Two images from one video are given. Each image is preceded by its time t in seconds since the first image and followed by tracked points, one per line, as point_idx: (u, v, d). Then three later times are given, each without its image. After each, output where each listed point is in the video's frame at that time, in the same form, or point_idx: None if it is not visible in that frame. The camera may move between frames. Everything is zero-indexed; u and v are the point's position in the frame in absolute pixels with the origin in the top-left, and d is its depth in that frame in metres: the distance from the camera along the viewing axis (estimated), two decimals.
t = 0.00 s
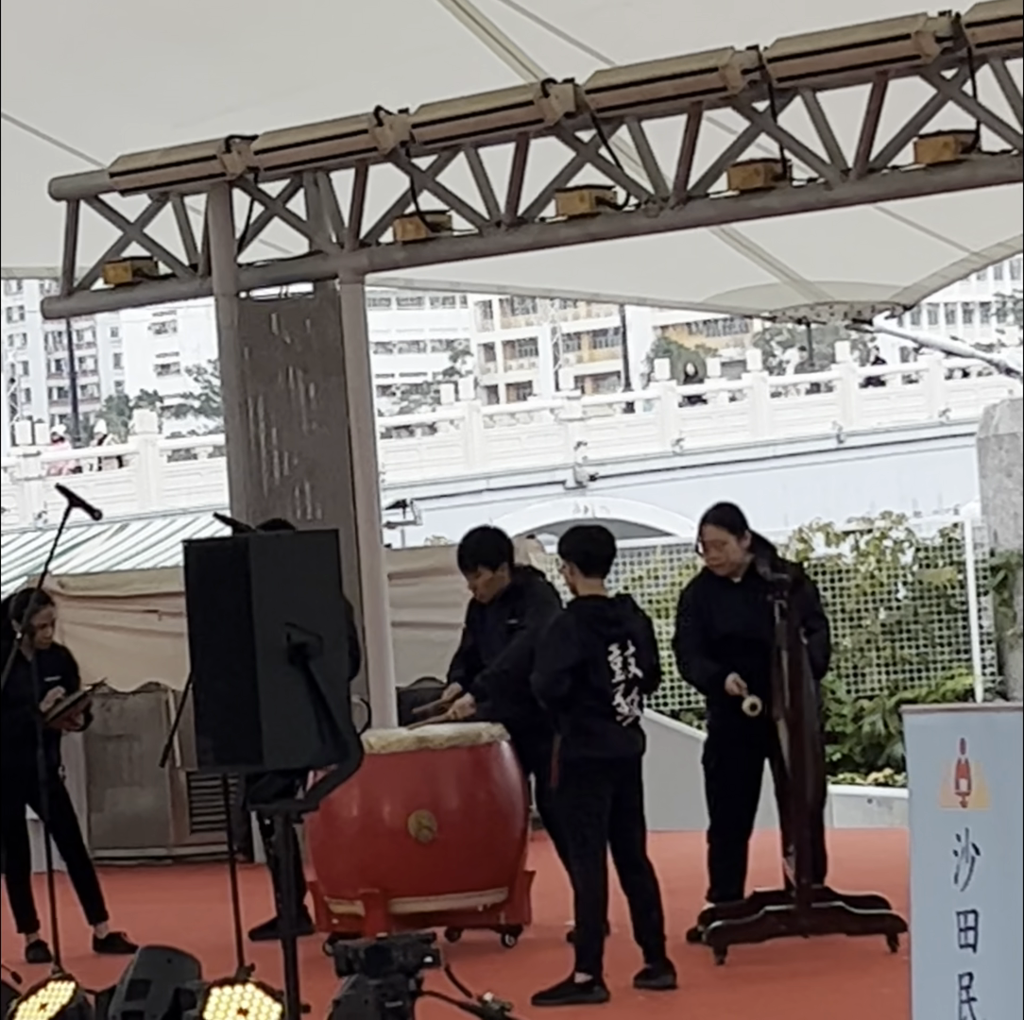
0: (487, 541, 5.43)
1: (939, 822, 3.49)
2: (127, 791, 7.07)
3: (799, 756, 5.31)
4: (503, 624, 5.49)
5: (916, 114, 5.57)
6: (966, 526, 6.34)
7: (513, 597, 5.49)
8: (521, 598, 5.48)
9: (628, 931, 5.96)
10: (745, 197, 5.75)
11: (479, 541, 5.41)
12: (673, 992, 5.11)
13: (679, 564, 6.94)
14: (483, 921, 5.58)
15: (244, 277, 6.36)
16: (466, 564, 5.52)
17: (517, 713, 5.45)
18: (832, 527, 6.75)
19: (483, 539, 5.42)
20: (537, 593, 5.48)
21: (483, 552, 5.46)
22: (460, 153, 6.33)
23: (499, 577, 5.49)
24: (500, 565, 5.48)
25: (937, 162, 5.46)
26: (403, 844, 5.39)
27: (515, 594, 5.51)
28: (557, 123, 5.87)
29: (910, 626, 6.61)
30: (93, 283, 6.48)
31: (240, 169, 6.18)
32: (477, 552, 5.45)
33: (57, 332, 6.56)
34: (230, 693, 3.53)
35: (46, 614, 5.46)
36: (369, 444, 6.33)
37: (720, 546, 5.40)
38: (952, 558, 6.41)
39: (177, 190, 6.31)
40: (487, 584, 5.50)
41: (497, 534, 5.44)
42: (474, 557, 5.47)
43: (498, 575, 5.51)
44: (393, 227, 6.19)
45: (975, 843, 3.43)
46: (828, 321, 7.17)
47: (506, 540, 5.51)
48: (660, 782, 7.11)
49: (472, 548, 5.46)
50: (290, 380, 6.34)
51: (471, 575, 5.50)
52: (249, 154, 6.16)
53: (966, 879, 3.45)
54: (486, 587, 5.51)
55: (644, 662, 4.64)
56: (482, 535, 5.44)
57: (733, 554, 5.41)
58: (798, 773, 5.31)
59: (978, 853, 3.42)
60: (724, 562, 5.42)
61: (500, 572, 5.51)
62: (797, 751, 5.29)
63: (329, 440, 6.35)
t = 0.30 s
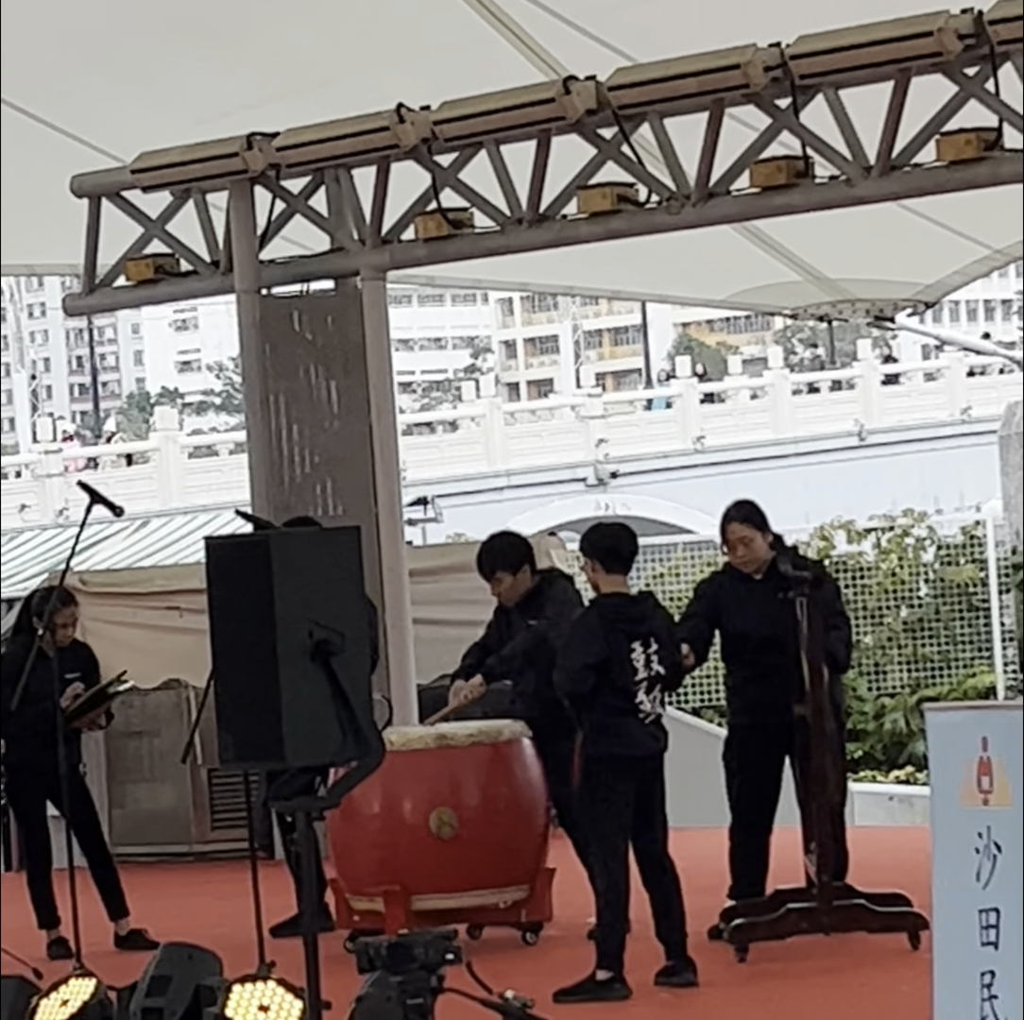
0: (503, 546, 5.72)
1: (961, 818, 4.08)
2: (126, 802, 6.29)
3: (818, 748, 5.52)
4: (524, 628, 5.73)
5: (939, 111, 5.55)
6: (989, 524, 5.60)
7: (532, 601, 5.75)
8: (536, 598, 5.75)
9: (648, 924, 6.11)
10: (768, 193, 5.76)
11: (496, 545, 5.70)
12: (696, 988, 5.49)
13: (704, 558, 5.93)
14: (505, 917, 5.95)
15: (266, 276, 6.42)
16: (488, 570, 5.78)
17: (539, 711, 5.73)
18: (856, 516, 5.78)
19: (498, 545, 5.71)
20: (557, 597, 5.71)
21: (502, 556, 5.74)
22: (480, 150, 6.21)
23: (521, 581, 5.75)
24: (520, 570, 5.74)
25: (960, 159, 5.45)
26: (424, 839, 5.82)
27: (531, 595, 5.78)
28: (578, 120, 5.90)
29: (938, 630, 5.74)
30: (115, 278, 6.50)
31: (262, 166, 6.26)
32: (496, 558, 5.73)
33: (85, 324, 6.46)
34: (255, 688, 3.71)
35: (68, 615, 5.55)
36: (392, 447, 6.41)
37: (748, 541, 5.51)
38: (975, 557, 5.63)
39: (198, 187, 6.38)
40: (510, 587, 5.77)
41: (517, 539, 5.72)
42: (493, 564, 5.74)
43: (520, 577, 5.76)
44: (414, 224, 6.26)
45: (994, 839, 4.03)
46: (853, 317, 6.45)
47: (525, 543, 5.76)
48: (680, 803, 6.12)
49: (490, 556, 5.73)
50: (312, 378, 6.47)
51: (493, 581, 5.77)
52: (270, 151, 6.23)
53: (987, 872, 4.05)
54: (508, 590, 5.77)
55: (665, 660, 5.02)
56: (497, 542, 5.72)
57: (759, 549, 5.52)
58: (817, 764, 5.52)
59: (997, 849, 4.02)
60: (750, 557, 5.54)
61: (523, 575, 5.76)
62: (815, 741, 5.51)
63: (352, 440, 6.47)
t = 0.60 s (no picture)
0: (527, 530, 5.62)
1: (984, 824, 4.30)
2: (146, 807, 6.32)
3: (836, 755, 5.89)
4: (542, 621, 5.71)
5: (960, 116, 5.55)
6: (1011, 529, 5.77)
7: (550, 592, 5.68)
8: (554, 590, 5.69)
9: (671, 931, 6.08)
10: (790, 199, 5.73)
11: (518, 529, 5.61)
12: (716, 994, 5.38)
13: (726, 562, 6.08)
14: (526, 921, 5.93)
15: (289, 278, 6.36)
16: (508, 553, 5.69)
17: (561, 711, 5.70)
18: (878, 523, 5.94)
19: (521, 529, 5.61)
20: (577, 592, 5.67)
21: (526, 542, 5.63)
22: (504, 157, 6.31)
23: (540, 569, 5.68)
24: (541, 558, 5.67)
25: (982, 164, 5.43)
26: (446, 841, 5.83)
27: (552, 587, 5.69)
28: (601, 125, 5.89)
29: (960, 634, 5.79)
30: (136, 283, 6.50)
31: (284, 170, 6.20)
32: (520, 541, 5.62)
33: (108, 326, 6.56)
34: (262, 704, 2.99)
35: (90, 616, 5.62)
36: (415, 452, 6.31)
37: (763, 548, 5.29)
38: (998, 561, 5.77)
39: (220, 190, 6.36)
40: (530, 573, 5.68)
41: (542, 524, 5.63)
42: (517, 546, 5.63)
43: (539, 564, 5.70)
44: (437, 228, 6.23)
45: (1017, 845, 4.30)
46: (870, 322, 6.69)
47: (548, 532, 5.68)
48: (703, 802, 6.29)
49: (515, 538, 5.63)
50: (333, 382, 6.31)
51: (514, 565, 5.69)
52: (293, 154, 6.18)
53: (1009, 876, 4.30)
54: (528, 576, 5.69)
55: (689, 664, 4.92)
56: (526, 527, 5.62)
57: (775, 557, 5.29)
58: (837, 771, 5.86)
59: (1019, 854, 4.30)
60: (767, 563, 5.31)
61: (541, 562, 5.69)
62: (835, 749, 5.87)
63: (374, 444, 6.33)
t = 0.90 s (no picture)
0: (666, 553, 5.96)
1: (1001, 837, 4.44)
2: (167, 818, 6.33)
3: (858, 775, 5.76)
4: (562, 652, 6.20)
5: (979, 128, 5.53)
6: None
7: (572, 624, 6.19)
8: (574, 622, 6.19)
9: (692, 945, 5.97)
10: (811, 211, 5.73)
11: (533, 571, 6.13)
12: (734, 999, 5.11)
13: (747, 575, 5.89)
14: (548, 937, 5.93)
15: (309, 291, 6.40)
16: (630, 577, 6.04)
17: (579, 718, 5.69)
18: (897, 533, 5.67)
19: (659, 549, 5.96)
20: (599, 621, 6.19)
21: (654, 564, 5.98)
22: (524, 167, 6.24)
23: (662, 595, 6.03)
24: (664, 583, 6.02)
25: (1003, 177, 5.39)
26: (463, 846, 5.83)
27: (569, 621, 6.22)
28: (620, 137, 6.03)
29: (981, 648, 5.62)
30: (157, 295, 6.47)
31: (303, 182, 6.39)
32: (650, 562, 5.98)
33: (129, 340, 6.50)
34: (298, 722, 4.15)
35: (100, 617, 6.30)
36: (433, 462, 6.28)
37: (775, 563, 5.84)
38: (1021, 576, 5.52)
39: (240, 203, 6.44)
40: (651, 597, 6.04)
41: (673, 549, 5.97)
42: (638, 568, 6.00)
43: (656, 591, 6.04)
44: (456, 240, 6.25)
45: None
46: (892, 335, 5.94)
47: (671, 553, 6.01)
48: (728, 826, 5.99)
49: (642, 556, 5.98)
50: (354, 394, 6.31)
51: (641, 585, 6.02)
52: (313, 167, 6.38)
53: None
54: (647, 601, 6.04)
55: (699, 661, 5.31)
56: (653, 546, 5.96)
57: (786, 570, 5.84)
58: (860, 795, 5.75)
59: None
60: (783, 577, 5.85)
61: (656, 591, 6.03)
62: (855, 775, 5.75)
63: (393, 456, 6.31)
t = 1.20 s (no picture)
0: (671, 569, 5.74)
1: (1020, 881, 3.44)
2: (182, 838, 6.48)
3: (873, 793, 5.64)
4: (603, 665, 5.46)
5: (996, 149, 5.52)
6: None
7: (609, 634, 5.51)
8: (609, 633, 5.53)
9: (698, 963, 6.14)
10: (827, 231, 5.74)
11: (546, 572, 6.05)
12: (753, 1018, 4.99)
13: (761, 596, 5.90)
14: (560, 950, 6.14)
15: (326, 313, 6.36)
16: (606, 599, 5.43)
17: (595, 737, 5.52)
18: (914, 554, 5.66)
19: (667, 565, 5.74)
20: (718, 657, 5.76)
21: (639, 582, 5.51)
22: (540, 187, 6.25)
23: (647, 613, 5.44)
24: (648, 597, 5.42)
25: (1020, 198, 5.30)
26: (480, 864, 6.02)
27: (582, 622, 6.10)
28: (637, 158, 5.98)
29: (999, 670, 5.41)
30: (174, 313, 6.37)
31: (321, 201, 6.30)
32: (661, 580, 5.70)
33: (144, 358, 6.37)
34: (315, 741, 3.77)
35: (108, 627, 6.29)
36: (450, 487, 6.38)
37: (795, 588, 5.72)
38: None
39: (259, 221, 6.37)
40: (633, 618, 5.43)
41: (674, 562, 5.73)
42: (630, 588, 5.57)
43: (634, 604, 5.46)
44: (474, 260, 6.24)
45: None
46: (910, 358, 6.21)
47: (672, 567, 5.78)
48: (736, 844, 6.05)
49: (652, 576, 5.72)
50: (370, 412, 6.38)
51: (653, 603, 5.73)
52: (331, 186, 6.30)
53: None
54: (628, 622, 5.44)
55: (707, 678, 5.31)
56: (662, 565, 5.73)
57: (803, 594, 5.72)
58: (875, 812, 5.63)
59: None
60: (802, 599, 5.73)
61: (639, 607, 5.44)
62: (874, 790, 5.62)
63: (410, 476, 6.41)
